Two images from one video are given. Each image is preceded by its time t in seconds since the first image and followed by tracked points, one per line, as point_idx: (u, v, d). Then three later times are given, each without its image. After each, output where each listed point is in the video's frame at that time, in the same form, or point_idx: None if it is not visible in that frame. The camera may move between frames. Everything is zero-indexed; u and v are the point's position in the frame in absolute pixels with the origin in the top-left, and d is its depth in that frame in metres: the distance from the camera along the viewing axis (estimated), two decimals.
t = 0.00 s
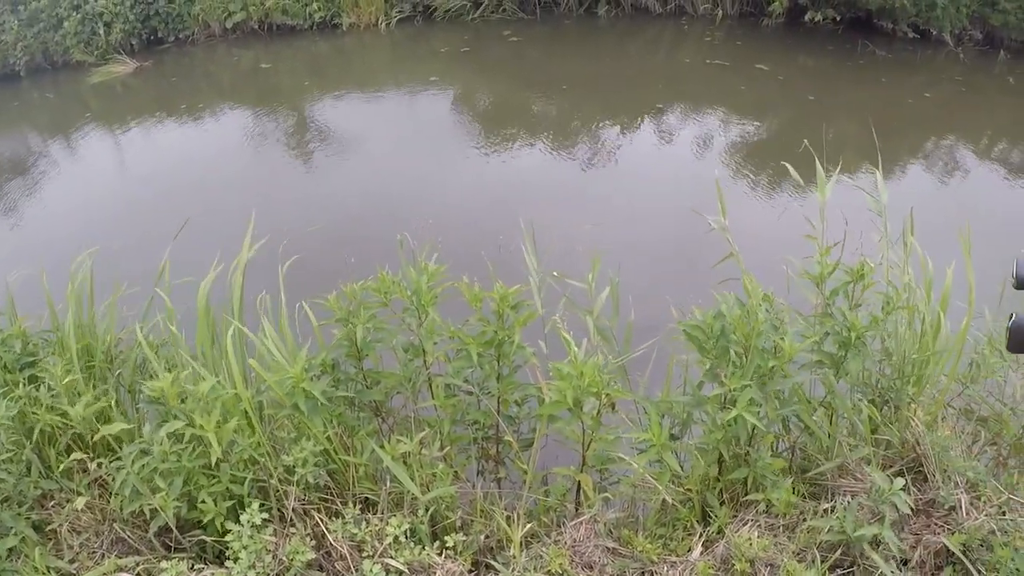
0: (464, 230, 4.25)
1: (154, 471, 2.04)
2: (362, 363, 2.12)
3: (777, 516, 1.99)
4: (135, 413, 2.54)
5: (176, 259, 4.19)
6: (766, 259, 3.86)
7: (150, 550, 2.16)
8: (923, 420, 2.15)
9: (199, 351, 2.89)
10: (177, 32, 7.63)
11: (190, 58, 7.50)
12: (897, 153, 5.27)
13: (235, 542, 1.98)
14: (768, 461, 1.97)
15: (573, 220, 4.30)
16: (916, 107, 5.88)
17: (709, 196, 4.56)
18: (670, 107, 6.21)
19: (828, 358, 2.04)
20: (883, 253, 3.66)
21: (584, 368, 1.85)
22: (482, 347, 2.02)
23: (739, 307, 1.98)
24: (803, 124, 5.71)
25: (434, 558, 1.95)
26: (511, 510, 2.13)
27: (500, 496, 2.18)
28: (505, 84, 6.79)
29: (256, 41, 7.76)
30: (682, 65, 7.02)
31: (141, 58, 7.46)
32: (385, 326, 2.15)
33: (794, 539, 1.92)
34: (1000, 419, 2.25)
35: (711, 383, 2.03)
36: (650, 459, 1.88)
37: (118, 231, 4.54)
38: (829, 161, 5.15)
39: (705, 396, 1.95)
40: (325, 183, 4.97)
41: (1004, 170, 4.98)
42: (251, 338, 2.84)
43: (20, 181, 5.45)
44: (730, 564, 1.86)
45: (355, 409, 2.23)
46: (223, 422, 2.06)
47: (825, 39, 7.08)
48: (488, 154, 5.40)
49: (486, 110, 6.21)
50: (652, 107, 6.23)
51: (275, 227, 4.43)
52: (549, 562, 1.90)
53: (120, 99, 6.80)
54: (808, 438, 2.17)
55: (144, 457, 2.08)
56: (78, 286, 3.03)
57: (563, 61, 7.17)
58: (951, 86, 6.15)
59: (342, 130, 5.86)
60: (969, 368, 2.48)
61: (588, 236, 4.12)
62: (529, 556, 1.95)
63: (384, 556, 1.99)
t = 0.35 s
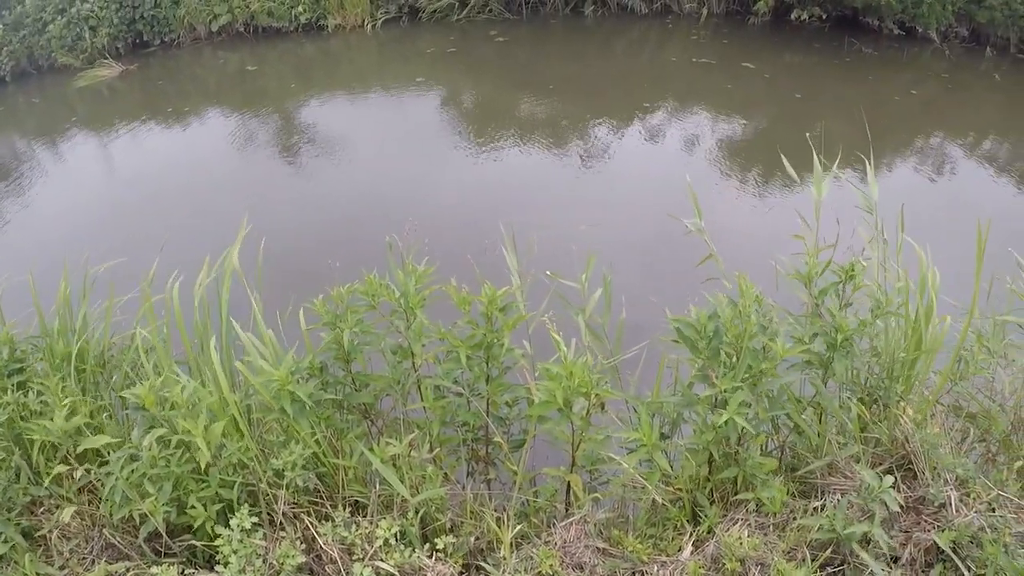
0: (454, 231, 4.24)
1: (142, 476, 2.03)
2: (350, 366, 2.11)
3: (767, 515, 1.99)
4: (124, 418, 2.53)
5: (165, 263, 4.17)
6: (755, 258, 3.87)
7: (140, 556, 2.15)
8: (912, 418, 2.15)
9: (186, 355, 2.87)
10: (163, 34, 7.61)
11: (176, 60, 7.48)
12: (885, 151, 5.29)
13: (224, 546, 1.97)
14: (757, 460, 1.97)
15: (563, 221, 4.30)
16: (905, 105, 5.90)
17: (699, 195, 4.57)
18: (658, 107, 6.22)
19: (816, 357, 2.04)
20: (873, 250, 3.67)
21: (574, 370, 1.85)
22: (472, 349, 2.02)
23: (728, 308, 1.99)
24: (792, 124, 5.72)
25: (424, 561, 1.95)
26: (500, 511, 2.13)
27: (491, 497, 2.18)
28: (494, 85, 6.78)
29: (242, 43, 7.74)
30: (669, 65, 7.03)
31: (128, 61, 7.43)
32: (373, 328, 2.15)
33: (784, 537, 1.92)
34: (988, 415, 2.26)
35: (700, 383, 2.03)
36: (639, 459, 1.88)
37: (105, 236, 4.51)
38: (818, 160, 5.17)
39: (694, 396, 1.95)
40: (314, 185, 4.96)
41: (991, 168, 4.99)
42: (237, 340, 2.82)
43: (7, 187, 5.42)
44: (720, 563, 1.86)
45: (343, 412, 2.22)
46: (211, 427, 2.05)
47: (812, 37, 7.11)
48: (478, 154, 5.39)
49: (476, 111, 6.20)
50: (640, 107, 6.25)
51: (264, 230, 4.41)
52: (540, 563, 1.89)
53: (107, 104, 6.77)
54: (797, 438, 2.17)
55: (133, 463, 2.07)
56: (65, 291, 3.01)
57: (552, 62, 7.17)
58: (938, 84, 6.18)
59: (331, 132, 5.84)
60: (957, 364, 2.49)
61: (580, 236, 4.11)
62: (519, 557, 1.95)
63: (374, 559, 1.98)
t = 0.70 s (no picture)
0: (450, 232, 4.24)
1: (138, 480, 2.02)
2: (347, 368, 2.10)
3: (763, 517, 1.99)
4: (120, 421, 2.52)
5: (161, 266, 4.15)
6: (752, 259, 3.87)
7: (136, 560, 2.14)
8: (909, 420, 2.15)
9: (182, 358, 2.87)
10: (158, 36, 7.61)
11: (172, 62, 7.47)
12: (881, 152, 5.30)
13: (221, 549, 1.97)
14: (753, 461, 1.97)
15: (559, 223, 4.29)
16: (901, 105, 5.91)
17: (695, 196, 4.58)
18: (654, 108, 6.22)
19: (813, 358, 2.04)
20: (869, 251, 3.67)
21: (571, 371, 1.85)
22: (468, 351, 2.02)
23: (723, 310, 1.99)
24: (789, 124, 5.73)
25: (420, 563, 1.94)
26: (496, 514, 2.12)
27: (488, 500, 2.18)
28: (491, 86, 6.78)
29: (238, 45, 7.73)
30: (664, 65, 7.03)
31: (123, 63, 7.42)
32: (370, 331, 2.14)
33: (782, 539, 1.92)
34: (984, 415, 2.26)
35: (696, 385, 2.03)
36: (636, 461, 1.87)
37: (101, 239, 4.49)
38: (814, 160, 5.18)
39: (691, 399, 1.95)
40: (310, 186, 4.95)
41: (986, 168, 5.00)
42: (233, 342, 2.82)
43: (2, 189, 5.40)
44: (717, 565, 1.86)
45: (339, 415, 2.21)
46: (207, 430, 2.04)
47: (807, 38, 7.12)
48: (475, 155, 5.39)
49: (472, 112, 6.21)
50: (636, 108, 6.25)
51: (260, 232, 4.40)
52: (536, 566, 1.89)
53: (102, 105, 6.75)
54: (793, 439, 2.17)
55: (129, 466, 2.06)
56: (61, 293, 2.99)
57: (549, 63, 7.17)
58: (933, 84, 6.19)
59: (327, 133, 5.84)
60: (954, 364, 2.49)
61: (576, 237, 4.11)
62: (515, 559, 1.94)
63: (370, 561, 1.97)
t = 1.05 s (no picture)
0: (446, 233, 4.25)
1: (135, 482, 2.01)
2: (344, 369, 2.10)
3: (760, 516, 1.99)
4: (116, 423, 2.51)
5: (157, 268, 4.15)
6: (747, 258, 3.88)
7: (133, 562, 2.13)
8: (906, 418, 2.15)
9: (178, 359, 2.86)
10: (154, 38, 7.61)
11: (167, 64, 7.46)
12: (876, 151, 5.30)
13: (217, 551, 1.96)
14: (749, 460, 1.97)
15: (555, 223, 4.30)
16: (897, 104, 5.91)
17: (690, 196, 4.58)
18: (649, 108, 6.23)
19: (810, 356, 2.04)
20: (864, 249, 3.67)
21: (567, 371, 1.84)
22: (464, 351, 2.02)
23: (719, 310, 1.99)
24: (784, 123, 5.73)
25: (417, 564, 1.94)
26: (493, 514, 2.12)
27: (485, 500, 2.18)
28: (487, 86, 6.79)
29: (233, 47, 7.73)
30: (660, 66, 7.04)
31: (119, 65, 7.42)
32: (366, 331, 2.14)
33: (779, 538, 1.92)
34: (981, 413, 2.26)
35: (693, 385, 2.03)
36: (632, 461, 1.87)
37: (97, 241, 4.48)
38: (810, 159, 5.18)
39: (688, 398, 1.95)
40: (305, 188, 4.95)
41: (982, 166, 5.01)
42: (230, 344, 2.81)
43: None
44: (714, 565, 1.86)
45: (335, 416, 2.21)
46: (203, 431, 2.03)
47: (803, 38, 7.13)
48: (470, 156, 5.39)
49: (468, 113, 6.21)
50: (632, 108, 6.25)
51: (256, 234, 4.40)
52: (533, 566, 1.89)
53: (98, 108, 6.75)
54: (790, 438, 2.17)
55: (126, 468, 2.05)
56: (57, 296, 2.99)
57: (545, 63, 7.18)
58: (929, 82, 6.20)
59: (323, 135, 5.84)
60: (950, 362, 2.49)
61: (572, 237, 4.12)
62: (512, 560, 1.94)
63: (367, 563, 1.97)
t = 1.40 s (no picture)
0: (434, 238, 4.24)
1: (123, 493, 1.99)
2: (332, 375, 2.09)
3: (750, 513, 1.99)
4: (103, 435, 2.49)
5: (144, 277, 4.11)
6: (734, 257, 3.89)
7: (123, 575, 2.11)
8: (892, 412, 2.17)
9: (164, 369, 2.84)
10: (138, 46, 7.56)
11: (151, 72, 7.42)
12: (860, 147, 5.34)
13: (208, 562, 1.95)
14: (738, 458, 1.98)
15: (542, 225, 4.30)
16: (881, 100, 5.96)
17: (676, 196, 4.60)
18: (635, 109, 6.25)
19: (797, 353, 2.05)
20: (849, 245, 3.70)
21: (555, 373, 1.84)
22: (452, 355, 2.01)
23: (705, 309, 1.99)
24: (769, 121, 5.76)
25: (409, 569, 1.94)
26: (484, 518, 2.12)
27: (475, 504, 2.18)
28: (473, 89, 6.80)
29: (217, 54, 7.70)
30: (644, 66, 7.06)
31: (102, 74, 7.37)
32: (354, 337, 2.13)
33: (769, 533, 1.93)
34: (969, 405, 2.28)
35: (682, 383, 2.03)
36: (622, 460, 1.88)
37: (83, 251, 4.44)
38: (795, 156, 5.21)
39: (676, 398, 1.95)
40: (291, 194, 4.94)
41: (965, 160, 5.06)
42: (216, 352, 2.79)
43: None
44: (705, 562, 1.86)
45: (325, 423, 2.20)
46: (192, 441, 2.02)
47: (785, 36, 7.16)
48: (457, 159, 5.39)
49: (454, 117, 6.22)
50: (618, 109, 6.27)
51: (243, 241, 4.38)
52: (524, 568, 1.88)
53: (82, 117, 6.70)
54: (778, 434, 2.18)
55: (114, 480, 2.03)
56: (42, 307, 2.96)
57: (530, 66, 7.19)
58: (911, 78, 6.25)
59: (308, 140, 5.82)
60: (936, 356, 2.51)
61: (559, 239, 4.13)
62: (503, 563, 1.94)
63: (359, 569, 1.97)
